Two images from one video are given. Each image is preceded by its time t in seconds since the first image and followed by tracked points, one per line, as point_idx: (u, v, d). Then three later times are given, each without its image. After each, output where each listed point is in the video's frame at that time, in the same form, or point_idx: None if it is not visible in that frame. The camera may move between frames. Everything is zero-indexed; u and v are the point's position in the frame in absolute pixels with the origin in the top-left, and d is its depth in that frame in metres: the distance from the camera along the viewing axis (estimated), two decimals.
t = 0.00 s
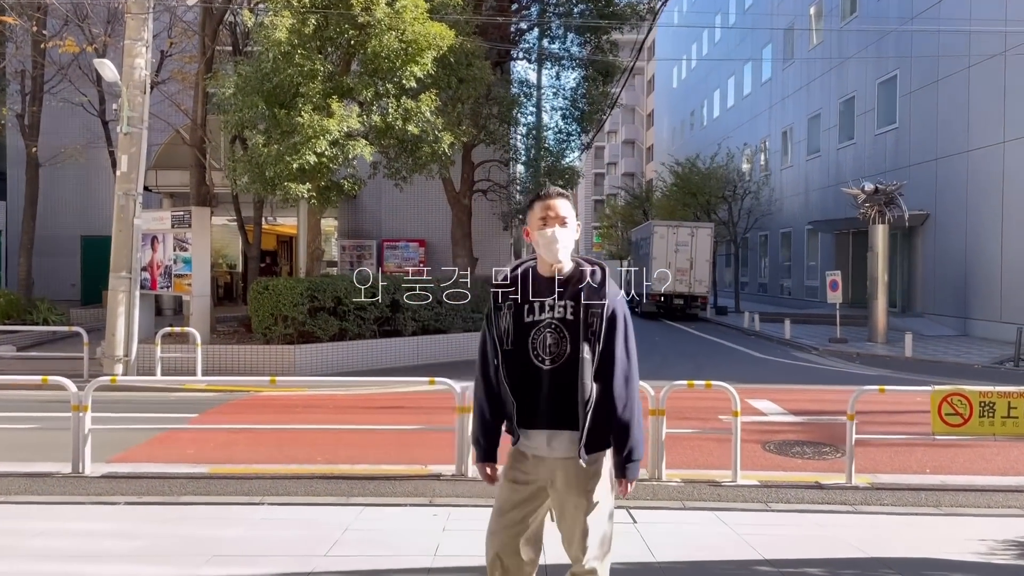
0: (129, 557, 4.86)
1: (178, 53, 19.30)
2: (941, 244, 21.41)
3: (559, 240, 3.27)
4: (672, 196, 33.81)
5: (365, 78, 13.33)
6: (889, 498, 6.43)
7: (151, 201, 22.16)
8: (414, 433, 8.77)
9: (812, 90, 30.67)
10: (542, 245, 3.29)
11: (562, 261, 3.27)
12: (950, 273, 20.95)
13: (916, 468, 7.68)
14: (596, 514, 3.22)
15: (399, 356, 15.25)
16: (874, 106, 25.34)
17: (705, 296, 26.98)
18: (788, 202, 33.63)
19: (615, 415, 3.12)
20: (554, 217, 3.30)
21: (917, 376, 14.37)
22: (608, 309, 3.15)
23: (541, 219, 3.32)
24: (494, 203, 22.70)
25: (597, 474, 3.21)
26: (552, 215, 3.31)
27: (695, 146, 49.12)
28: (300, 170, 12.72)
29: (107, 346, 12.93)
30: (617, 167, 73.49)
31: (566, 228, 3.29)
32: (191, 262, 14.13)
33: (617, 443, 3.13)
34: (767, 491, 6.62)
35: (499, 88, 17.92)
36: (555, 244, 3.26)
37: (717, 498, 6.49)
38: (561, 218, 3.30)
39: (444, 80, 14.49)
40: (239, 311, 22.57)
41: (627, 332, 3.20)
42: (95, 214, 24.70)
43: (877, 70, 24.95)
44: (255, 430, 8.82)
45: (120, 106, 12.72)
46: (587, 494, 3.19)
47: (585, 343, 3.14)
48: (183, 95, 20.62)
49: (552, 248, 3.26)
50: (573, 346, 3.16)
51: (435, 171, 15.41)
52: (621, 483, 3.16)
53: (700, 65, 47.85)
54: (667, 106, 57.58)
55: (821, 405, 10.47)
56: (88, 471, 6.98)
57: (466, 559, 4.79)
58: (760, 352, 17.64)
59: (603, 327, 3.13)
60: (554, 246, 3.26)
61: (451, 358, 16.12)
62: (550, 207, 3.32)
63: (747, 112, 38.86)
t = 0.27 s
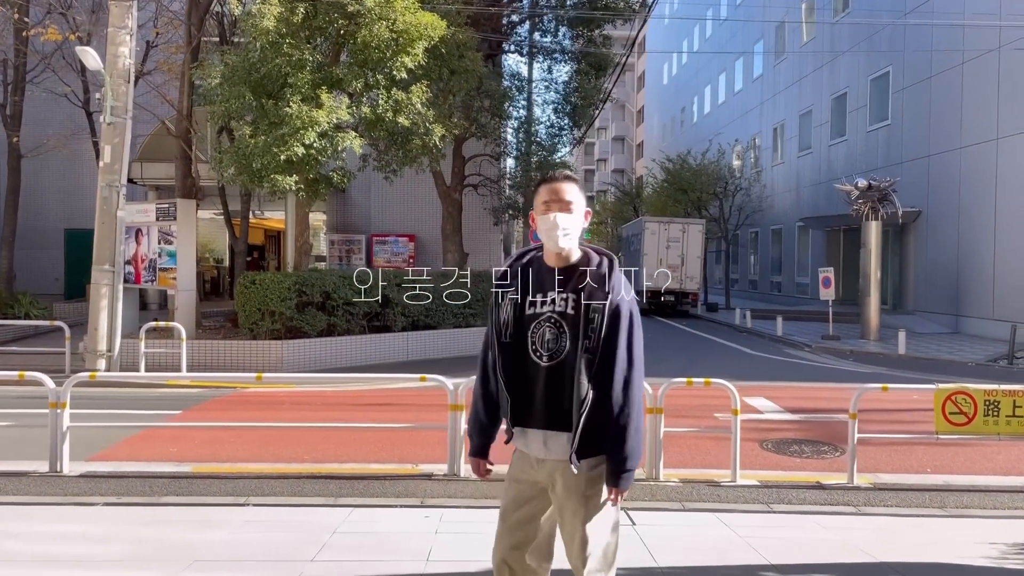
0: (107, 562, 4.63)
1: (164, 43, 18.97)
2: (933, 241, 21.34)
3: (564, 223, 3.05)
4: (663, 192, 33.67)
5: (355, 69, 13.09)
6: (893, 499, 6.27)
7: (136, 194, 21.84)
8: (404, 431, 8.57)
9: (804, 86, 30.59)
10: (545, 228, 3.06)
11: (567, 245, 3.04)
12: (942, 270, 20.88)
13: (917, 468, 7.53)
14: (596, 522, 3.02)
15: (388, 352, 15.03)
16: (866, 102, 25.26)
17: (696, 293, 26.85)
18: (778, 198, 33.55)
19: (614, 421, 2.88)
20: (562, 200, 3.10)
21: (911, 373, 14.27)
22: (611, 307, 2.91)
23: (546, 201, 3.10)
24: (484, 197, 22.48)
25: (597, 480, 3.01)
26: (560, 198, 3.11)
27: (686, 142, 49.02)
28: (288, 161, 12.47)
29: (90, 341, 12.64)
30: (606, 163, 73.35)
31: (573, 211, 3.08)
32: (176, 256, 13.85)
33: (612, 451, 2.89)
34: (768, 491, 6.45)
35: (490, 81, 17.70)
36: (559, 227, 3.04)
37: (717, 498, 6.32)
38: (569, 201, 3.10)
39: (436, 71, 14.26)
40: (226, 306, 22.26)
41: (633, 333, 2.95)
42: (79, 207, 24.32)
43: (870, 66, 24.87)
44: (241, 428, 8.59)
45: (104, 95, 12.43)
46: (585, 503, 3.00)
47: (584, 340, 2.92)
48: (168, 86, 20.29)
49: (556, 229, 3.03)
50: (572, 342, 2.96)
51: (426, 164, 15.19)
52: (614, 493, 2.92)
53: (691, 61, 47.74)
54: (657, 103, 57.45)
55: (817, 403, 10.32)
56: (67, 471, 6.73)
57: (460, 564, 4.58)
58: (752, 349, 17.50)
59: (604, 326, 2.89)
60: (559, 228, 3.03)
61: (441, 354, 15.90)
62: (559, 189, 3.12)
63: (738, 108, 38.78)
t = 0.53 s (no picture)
0: None
1: (150, 37, 18.63)
2: (926, 242, 21.24)
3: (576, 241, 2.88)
4: (654, 191, 33.51)
5: (344, 64, 12.83)
6: (900, 511, 6.08)
7: (121, 191, 21.49)
8: (394, 437, 8.33)
9: (796, 86, 30.49)
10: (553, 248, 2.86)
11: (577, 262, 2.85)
12: (935, 272, 20.78)
13: (920, 476, 7.36)
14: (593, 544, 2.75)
15: (377, 353, 14.77)
16: (859, 102, 25.16)
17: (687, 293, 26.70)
18: (769, 198, 33.46)
19: (600, 443, 2.60)
20: (566, 210, 2.81)
21: (906, 376, 14.13)
22: (597, 315, 2.67)
23: (549, 215, 2.82)
24: (475, 196, 22.24)
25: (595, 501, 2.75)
26: (564, 208, 2.82)
27: (677, 142, 48.90)
28: (276, 158, 12.19)
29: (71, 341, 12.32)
30: (596, 162, 73.20)
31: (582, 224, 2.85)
32: (161, 254, 13.56)
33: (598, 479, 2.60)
34: (771, 501, 6.25)
35: (482, 78, 17.46)
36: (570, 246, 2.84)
37: (719, 509, 6.11)
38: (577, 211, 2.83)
39: (427, 67, 14.00)
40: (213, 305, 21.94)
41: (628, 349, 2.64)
42: (63, 203, 23.93)
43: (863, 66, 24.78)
44: (225, 434, 8.34)
45: (87, 89, 12.12)
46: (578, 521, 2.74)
47: (572, 355, 2.72)
48: (154, 81, 19.94)
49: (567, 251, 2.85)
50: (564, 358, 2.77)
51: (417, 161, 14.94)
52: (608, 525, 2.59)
53: (682, 60, 47.63)
54: (648, 102, 57.33)
55: (814, 408, 10.15)
56: (42, 480, 6.47)
57: None
58: (746, 350, 17.32)
59: (587, 335, 2.67)
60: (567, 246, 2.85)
61: (431, 355, 15.64)
62: (562, 198, 2.80)
63: (729, 108, 38.68)
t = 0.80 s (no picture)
0: None
1: (134, 31, 18.27)
2: (918, 243, 21.16)
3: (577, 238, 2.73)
4: (644, 191, 33.35)
5: (333, 59, 12.54)
6: (911, 519, 5.88)
7: (104, 187, 21.12)
8: (385, 442, 8.07)
9: (787, 85, 30.40)
10: (552, 246, 2.70)
11: (574, 260, 2.68)
12: (928, 273, 20.68)
13: (928, 482, 7.17)
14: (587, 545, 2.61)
15: (367, 354, 14.49)
16: (851, 103, 25.07)
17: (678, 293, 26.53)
18: (760, 198, 33.36)
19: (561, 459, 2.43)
20: (565, 206, 2.65)
21: (903, 378, 13.98)
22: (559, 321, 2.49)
23: (544, 212, 2.68)
24: (465, 194, 21.99)
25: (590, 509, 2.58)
26: (559, 209, 2.66)
27: (666, 141, 48.77)
28: (263, 155, 11.90)
29: (51, 342, 11.99)
30: (585, 161, 73.06)
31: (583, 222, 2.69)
32: (145, 252, 13.24)
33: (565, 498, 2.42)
34: (778, 510, 6.03)
35: (473, 75, 17.21)
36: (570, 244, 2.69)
37: (724, 518, 5.90)
38: (577, 209, 2.67)
39: (418, 63, 13.75)
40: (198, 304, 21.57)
41: (590, 357, 2.38)
42: (46, 201, 23.51)
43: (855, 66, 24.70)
44: (210, 438, 8.06)
45: (68, 82, 11.78)
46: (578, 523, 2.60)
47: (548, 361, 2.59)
48: (138, 76, 19.58)
49: (566, 250, 2.70)
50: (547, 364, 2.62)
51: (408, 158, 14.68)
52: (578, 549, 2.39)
53: (671, 60, 47.53)
54: (637, 101, 57.22)
55: (814, 411, 9.96)
56: (18, 487, 6.18)
57: None
58: (739, 351, 17.15)
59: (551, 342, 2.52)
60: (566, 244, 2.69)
61: (422, 356, 15.37)
62: (559, 192, 2.65)
63: (719, 108, 38.58)
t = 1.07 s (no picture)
0: None
1: (120, 28, 17.96)
2: (911, 245, 21.12)
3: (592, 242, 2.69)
4: (634, 191, 33.24)
5: (325, 55, 12.32)
6: (924, 529, 5.74)
7: (90, 186, 20.81)
8: (381, 448, 7.86)
9: (778, 87, 30.36)
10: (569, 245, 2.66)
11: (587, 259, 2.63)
12: (920, 275, 20.64)
13: (936, 489, 7.03)
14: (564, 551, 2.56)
15: (358, 356, 14.26)
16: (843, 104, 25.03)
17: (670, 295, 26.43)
18: (750, 199, 33.32)
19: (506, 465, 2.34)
20: (582, 208, 2.62)
21: (899, 380, 13.88)
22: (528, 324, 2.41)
23: (560, 214, 2.65)
24: (456, 195, 21.80)
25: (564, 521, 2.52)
26: (578, 214, 2.62)
27: (656, 142, 48.71)
28: (254, 153, 11.66)
29: (35, 344, 11.70)
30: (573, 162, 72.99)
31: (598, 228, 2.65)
32: (131, 252, 12.97)
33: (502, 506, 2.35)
34: (788, 519, 5.88)
35: (465, 73, 17.01)
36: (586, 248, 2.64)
37: (733, 527, 5.73)
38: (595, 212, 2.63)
39: (411, 60, 13.54)
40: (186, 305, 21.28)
41: (537, 366, 2.26)
42: (29, 200, 23.13)
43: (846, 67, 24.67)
44: (200, 445, 7.83)
45: (53, 78, 11.50)
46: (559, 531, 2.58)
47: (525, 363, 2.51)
48: (124, 74, 19.26)
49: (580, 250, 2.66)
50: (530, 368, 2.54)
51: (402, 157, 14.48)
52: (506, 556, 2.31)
53: (661, 61, 47.50)
54: (626, 102, 57.16)
55: (814, 415, 9.83)
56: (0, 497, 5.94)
57: None
58: (733, 353, 17.02)
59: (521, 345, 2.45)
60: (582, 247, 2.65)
61: (414, 358, 15.15)
62: (577, 197, 2.61)
63: (709, 109, 38.54)
